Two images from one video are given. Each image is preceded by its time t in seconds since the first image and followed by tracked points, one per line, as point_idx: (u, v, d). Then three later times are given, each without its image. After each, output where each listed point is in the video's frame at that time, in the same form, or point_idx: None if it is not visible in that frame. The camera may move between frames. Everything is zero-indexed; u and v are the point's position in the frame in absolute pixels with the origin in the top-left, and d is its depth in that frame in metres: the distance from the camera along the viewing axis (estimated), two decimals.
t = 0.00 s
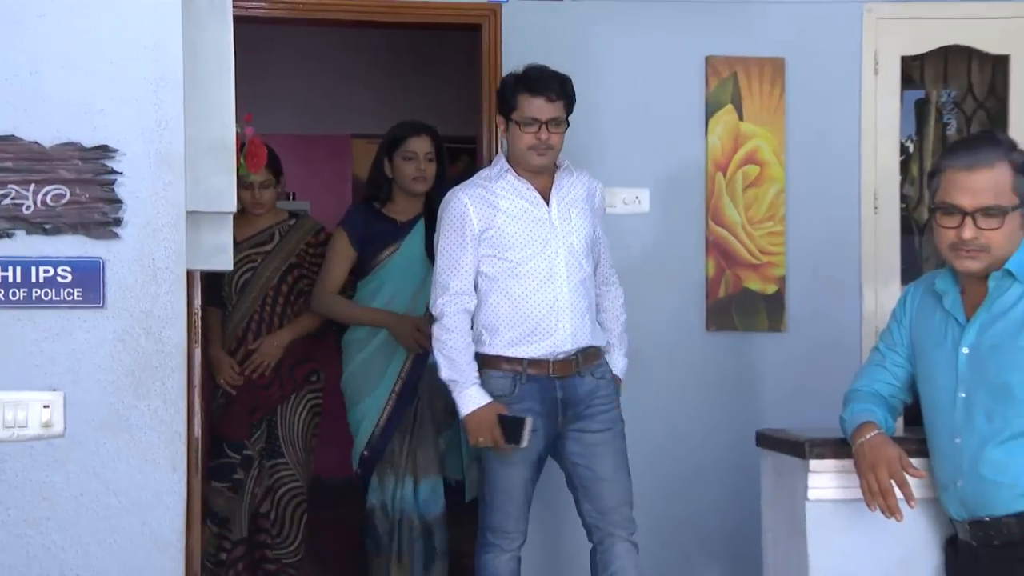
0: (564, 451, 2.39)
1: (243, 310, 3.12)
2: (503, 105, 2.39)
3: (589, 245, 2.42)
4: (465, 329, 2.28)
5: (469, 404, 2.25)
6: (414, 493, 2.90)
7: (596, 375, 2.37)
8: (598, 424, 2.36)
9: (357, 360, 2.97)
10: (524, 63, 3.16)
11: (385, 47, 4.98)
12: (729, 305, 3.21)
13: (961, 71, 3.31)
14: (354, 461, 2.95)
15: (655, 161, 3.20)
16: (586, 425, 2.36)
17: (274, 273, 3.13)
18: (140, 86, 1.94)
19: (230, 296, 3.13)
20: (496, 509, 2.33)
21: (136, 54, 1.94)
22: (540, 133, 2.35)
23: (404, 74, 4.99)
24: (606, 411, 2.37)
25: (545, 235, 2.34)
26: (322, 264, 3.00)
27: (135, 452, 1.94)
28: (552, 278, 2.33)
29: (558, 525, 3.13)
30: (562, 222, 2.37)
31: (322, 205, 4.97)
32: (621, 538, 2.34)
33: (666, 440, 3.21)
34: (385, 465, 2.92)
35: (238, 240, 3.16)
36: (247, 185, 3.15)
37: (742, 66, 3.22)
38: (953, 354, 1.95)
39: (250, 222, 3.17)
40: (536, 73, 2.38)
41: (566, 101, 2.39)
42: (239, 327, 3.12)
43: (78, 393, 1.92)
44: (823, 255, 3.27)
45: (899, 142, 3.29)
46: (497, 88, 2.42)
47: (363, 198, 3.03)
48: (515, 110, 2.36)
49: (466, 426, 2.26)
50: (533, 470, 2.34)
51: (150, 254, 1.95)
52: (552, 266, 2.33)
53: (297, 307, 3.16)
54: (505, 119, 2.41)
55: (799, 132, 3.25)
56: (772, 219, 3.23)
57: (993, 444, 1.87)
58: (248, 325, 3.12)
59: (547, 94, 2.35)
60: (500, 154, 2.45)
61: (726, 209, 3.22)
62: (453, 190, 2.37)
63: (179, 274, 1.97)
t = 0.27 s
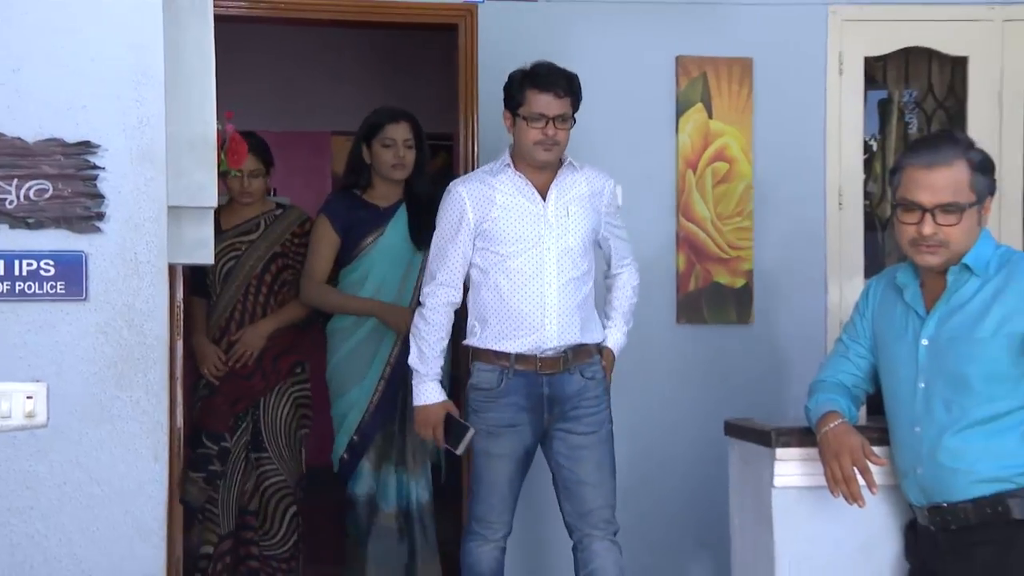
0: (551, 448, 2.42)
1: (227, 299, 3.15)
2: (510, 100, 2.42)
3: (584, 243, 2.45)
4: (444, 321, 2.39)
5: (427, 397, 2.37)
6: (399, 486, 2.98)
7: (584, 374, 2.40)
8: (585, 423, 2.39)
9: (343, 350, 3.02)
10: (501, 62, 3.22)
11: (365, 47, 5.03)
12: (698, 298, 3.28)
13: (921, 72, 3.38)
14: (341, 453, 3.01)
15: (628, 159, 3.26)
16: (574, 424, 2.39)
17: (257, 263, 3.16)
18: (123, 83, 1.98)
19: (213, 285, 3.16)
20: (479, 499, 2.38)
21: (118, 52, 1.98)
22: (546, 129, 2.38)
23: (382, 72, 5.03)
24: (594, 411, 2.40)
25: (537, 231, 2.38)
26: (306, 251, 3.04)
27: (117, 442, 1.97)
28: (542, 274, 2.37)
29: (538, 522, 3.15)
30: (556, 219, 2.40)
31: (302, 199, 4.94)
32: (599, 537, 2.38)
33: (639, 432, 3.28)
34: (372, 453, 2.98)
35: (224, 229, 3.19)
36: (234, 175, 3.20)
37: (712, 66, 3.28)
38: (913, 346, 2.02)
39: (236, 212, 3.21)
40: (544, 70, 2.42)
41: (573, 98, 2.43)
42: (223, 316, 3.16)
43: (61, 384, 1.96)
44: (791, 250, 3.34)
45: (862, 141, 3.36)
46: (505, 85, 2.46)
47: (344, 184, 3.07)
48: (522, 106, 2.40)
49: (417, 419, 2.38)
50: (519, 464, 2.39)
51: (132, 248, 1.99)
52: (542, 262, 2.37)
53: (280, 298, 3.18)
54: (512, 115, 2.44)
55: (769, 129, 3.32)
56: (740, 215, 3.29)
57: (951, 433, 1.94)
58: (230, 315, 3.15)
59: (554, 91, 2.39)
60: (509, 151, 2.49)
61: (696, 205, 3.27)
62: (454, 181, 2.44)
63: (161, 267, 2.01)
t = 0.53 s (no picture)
0: (546, 436, 2.45)
1: (212, 290, 3.15)
2: (516, 92, 2.44)
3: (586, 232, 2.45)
4: (440, 304, 2.43)
5: (421, 373, 2.40)
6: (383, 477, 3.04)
7: (580, 367, 2.42)
8: (581, 414, 2.42)
9: (327, 344, 3.05)
10: (477, 62, 3.26)
11: (344, 47, 5.08)
12: (669, 294, 3.33)
13: (886, 72, 3.45)
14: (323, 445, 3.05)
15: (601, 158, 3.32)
16: (568, 414, 2.42)
17: (244, 255, 3.17)
18: (102, 80, 2.01)
19: (198, 276, 3.16)
20: (469, 484, 2.43)
21: (97, 50, 2.00)
22: (552, 119, 2.40)
23: (359, 71, 5.06)
24: (589, 402, 2.42)
25: (535, 220, 2.41)
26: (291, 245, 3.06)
27: (97, 433, 2.00)
28: (537, 262, 2.39)
29: (516, 514, 3.20)
30: (556, 208, 2.42)
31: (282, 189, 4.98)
32: (583, 528, 2.42)
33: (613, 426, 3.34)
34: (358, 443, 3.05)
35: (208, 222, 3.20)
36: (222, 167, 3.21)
37: (683, 65, 3.34)
38: (876, 338, 2.07)
39: (220, 205, 3.23)
40: (549, 61, 2.43)
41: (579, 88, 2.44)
42: (207, 308, 3.16)
43: (40, 377, 1.99)
44: (760, 247, 3.40)
45: (829, 139, 3.44)
46: (511, 76, 2.48)
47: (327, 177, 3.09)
48: (528, 96, 2.41)
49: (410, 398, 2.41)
50: (512, 452, 2.42)
51: (111, 243, 2.02)
52: (538, 250, 2.40)
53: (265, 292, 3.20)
54: (519, 105, 2.46)
55: (739, 127, 3.38)
56: (710, 212, 3.35)
57: (912, 423, 1.99)
58: (216, 306, 3.15)
59: (559, 81, 2.40)
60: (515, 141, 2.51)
61: (667, 202, 3.33)
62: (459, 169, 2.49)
63: (140, 262, 2.04)
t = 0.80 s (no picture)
0: (536, 428, 2.52)
1: (196, 292, 3.20)
2: (515, 93, 2.50)
3: (581, 231, 2.52)
4: (445, 299, 2.50)
5: (430, 362, 2.46)
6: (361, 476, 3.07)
7: (571, 362, 2.48)
8: (570, 408, 2.48)
9: (317, 341, 3.10)
10: (449, 68, 3.45)
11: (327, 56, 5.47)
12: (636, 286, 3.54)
13: (842, 76, 3.73)
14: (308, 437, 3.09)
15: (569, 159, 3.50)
16: (557, 408, 2.49)
17: (230, 257, 3.24)
18: (82, 80, 2.05)
19: (181, 278, 3.20)
20: (460, 475, 2.49)
21: (77, 50, 2.05)
22: (550, 121, 2.46)
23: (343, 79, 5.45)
24: (578, 397, 2.49)
25: (531, 217, 2.48)
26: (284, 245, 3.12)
27: (79, 425, 2.05)
28: (531, 259, 2.46)
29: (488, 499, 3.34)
30: (550, 206, 2.49)
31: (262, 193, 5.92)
32: (564, 520, 2.48)
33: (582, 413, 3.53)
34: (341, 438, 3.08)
35: (190, 223, 3.23)
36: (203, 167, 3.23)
37: (648, 69, 3.55)
38: (834, 333, 2.15)
39: (198, 205, 3.26)
40: (547, 63, 2.49)
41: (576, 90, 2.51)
42: (192, 309, 3.20)
43: (22, 370, 2.03)
44: (721, 242, 3.63)
45: (789, 141, 3.69)
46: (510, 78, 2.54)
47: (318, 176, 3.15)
48: (525, 98, 2.47)
49: (424, 383, 2.45)
50: (503, 443, 2.49)
51: (92, 240, 2.07)
52: (531, 247, 2.47)
53: (248, 293, 3.27)
54: (517, 106, 2.52)
55: (701, 129, 3.61)
56: (675, 210, 3.57)
57: (868, 414, 2.07)
58: (202, 307, 3.21)
59: (557, 84, 2.46)
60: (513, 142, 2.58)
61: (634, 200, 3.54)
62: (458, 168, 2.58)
63: (120, 259, 2.09)
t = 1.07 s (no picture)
0: (523, 420, 2.55)
1: (176, 282, 3.18)
2: (501, 93, 2.53)
3: (568, 228, 2.57)
4: (434, 297, 2.50)
5: (418, 362, 2.46)
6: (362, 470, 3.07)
7: (560, 357, 2.54)
8: (556, 401, 2.53)
9: (324, 339, 3.12)
10: (428, 69, 3.51)
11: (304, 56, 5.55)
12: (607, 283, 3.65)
13: (805, 79, 3.85)
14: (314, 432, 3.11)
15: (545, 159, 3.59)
16: (544, 400, 2.53)
17: (209, 247, 3.22)
18: (62, 81, 2.09)
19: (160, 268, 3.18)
20: (459, 471, 2.50)
21: (58, 51, 2.09)
22: (538, 120, 2.49)
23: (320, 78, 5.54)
24: (565, 390, 2.54)
25: (523, 214, 2.51)
26: (288, 242, 3.15)
27: (60, 419, 2.09)
28: (527, 255, 2.50)
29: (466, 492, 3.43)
30: (540, 203, 2.53)
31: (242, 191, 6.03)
32: (542, 509, 2.55)
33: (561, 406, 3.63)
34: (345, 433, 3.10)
35: (167, 212, 3.20)
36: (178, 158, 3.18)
37: (618, 71, 3.64)
38: (797, 328, 2.21)
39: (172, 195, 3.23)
40: (533, 63, 2.53)
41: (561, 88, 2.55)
42: (172, 299, 3.18)
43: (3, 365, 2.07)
44: (688, 237, 3.72)
45: (755, 141, 3.80)
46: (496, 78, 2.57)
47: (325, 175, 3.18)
48: (512, 98, 2.51)
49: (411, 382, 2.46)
50: (496, 436, 2.50)
51: (72, 237, 2.11)
52: (525, 243, 2.50)
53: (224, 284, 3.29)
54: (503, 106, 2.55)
55: (670, 130, 3.70)
56: (645, 209, 3.67)
57: (830, 407, 2.14)
58: (182, 298, 3.19)
59: (543, 83, 2.49)
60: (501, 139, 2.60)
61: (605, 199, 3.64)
62: (445, 164, 2.58)
63: (100, 255, 2.13)
